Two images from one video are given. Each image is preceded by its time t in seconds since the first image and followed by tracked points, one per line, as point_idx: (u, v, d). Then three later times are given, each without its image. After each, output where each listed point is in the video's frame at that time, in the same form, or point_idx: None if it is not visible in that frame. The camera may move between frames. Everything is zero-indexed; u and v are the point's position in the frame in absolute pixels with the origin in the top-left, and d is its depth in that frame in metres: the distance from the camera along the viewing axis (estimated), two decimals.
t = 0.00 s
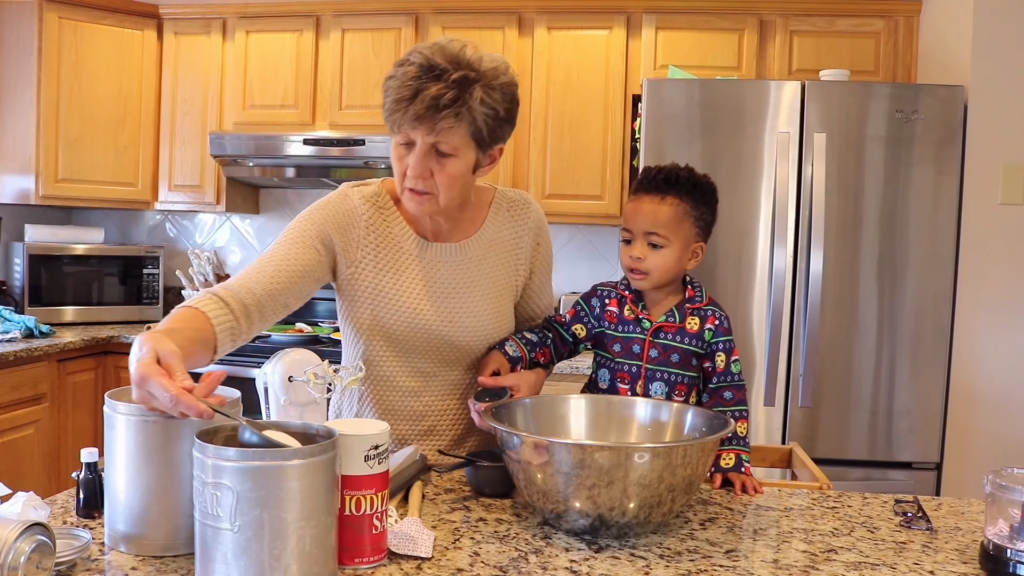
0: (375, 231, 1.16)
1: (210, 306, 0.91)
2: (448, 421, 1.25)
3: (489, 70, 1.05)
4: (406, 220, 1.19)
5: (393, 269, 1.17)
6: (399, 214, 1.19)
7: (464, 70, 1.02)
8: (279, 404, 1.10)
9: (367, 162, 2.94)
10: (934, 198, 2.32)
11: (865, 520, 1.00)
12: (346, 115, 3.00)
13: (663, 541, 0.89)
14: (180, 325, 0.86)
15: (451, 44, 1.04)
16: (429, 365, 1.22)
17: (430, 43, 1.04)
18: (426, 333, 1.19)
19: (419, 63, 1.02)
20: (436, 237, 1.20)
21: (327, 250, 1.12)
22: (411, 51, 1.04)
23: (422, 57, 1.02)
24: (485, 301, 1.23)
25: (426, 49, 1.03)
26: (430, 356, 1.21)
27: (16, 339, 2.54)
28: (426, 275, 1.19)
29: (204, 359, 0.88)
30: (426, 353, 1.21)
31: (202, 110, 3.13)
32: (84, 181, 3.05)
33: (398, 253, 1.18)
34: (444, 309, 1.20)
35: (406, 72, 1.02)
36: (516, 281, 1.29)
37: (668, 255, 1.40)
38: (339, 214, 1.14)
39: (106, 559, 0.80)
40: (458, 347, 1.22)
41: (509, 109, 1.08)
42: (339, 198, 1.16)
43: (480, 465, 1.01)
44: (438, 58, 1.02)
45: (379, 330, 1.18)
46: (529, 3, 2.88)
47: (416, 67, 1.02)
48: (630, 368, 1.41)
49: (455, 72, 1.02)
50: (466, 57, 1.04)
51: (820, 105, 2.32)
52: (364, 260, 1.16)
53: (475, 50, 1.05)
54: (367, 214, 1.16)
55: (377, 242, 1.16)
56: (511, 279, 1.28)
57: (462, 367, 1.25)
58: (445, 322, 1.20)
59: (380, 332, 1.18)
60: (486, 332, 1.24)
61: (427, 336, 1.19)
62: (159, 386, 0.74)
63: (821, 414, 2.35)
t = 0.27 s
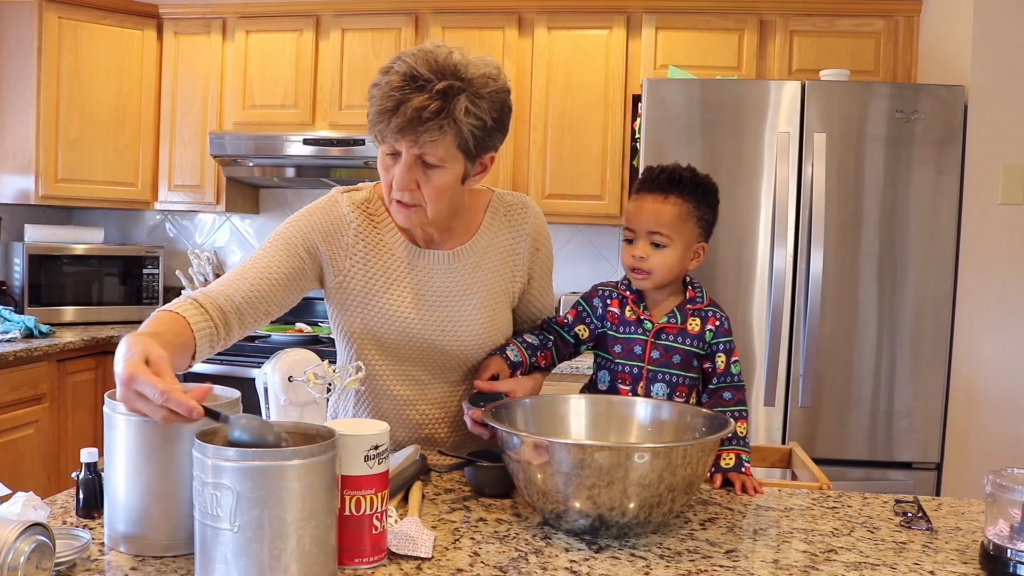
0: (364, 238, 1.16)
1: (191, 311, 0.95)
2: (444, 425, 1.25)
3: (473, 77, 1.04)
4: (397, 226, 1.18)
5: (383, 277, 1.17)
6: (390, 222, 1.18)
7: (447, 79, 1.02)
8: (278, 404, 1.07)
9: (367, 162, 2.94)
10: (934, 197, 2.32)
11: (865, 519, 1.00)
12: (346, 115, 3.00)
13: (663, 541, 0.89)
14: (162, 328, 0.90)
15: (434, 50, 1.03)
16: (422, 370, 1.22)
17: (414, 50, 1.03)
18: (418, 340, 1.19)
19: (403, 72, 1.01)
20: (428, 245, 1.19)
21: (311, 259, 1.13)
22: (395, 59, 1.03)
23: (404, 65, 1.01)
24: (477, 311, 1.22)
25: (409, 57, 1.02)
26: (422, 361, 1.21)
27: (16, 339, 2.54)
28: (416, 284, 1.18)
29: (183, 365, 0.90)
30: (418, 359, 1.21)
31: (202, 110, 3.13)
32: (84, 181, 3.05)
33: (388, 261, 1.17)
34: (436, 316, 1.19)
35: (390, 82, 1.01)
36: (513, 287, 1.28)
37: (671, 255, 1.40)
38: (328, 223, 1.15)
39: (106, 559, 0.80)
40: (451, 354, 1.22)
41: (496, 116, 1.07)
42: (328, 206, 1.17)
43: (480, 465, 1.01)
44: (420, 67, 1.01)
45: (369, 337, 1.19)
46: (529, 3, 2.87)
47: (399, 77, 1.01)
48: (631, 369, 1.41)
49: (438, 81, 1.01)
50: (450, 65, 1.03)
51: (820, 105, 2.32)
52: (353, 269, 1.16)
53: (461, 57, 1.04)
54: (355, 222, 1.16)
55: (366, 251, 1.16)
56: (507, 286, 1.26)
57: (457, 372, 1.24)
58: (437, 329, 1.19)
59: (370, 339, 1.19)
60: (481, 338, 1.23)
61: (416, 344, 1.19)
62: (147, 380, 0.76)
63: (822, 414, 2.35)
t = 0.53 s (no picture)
0: (365, 235, 1.17)
1: (204, 303, 0.97)
2: (445, 424, 1.25)
3: (484, 71, 1.04)
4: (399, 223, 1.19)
5: (385, 272, 1.17)
6: (393, 217, 1.19)
7: (459, 74, 1.02)
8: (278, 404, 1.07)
9: (367, 162, 2.94)
10: (934, 197, 2.32)
11: (865, 520, 1.00)
12: (346, 115, 3.00)
13: (663, 541, 0.89)
14: (181, 319, 0.91)
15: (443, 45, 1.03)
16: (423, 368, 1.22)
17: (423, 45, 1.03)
18: (419, 336, 1.19)
19: (414, 68, 1.01)
20: (430, 242, 1.20)
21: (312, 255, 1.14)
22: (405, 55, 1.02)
23: (415, 61, 1.01)
24: (479, 309, 1.22)
25: (419, 53, 1.01)
26: (424, 359, 1.21)
27: (16, 339, 2.54)
28: (417, 281, 1.18)
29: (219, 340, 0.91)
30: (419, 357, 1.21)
31: (202, 110, 3.13)
32: (85, 181, 3.05)
33: (390, 256, 1.18)
34: (437, 312, 1.19)
35: (401, 77, 1.00)
36: (516, 285, 1.27)
37: (672, 255, 1.41)
38: (330, 219, 1.16)
39: (106, 559, 0.80)
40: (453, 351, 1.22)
41: (506, 110, 1.08)
42: (331, 203, 1.18)
43: (480, 465, 1.01)
44: (432, 63, 1.01)
45: (370, 334, 1.19)
46: (529, 3, 2.88)
47: (411, 73, 1.01)
48: (633, 369, 1.41)
49: (451, 76, 1.01)
50: (461, 59, 1.03)
51: (820, 105, 2.32)
52: (354, 265, 1.17)
53: (469, 52, 1.04)
54: (357, 218, 1.17)
55: (367, 247, 1.17)
56: (509, 285, 1.26)
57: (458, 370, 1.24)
58: (438, 325, 1.19)
59: (371, 336, 1.19)
60: (482, 336, 1.23)
61: (417, 341, 1.19)
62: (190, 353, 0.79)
63: (822, 413, 2.35)
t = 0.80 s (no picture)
0: (379, 223, 1.18)
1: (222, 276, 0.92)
2: (447, 419, 1.24)
3: (509, 59, 1.07)
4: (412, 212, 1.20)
5: (396, 259, 1.18)
6: (407, 206, 1.20)
7: (487, 58, 1.04)
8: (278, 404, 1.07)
9: (367, 162, 2.94)
10: (934, 197, 2.32)
11: (865, 520, 1.00)
12: (346, 115, 3.00)
13: (663, 541, 0.89)
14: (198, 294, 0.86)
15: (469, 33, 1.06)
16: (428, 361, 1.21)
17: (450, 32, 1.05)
18: (427, 326, 1.20)
19: (442, 50, 1.03)
20: (443, 232, 1.21)
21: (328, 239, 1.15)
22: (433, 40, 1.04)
23: (444, 44, 1.03)
24: (487, 301, 1.23)
25: (447, 37, 1.04)
26: (430, 351, 1.21)
27: (16, 339, 2.54)
28: (428, 270, 1.19)
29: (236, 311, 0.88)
30: (426, 349, 1.20)
31: (202, 110, 3.13)
32: (85, 181, 3.05)
33: (403, 244, 1.19)
34: (446, 301, 1.20)
35: (430, 58, 1.02)
36: (523, 280, 1.28)
37: (673, 255, 1.40)
38: (346, 205, 1.17)
39: (106, 559, 0.80)
40: (459, 344, 1.22)
41: (528, 99, 1.10)
42: (348, 189, 1.19)
43: (480, 465, 1.01)
44: (460, 46, 1.03)
45: (379, 321, 1.19)
46: (529, 3, 2.88)
47: (438, 55, 1.02)
48: (633, 368, 1.41)
49: (478, 59, 1.03)
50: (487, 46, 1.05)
51: (820, 105, 2.32)
52: (367, 251, 1.18)
53: (493, 40, 1.07)
54: (371, 206, 1.18)
55: (381, 234, 1.18)
56: (517, 280, 1.27)
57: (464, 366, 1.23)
58: (447, 315, 1.20)
59: (380, 324, 1.19)
60: (489, 329, 1.23)
61: (426, 330, 1.20)
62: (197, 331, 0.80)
63: (821, 414, 2.35)
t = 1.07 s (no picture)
0: (393, 211, 1.19)
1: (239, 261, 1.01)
2: (448, 414, 1.22)
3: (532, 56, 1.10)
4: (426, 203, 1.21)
5: (408, 248, 1.19)
6: (422, 197, 1.22)
7: (515, 55, 1.07)
8: (278, 404, 1.07)
9: (367, 162, 2.94)
10: (934, 198, 2.32)
11: (865, 520, 1.00)
12: (346, 115, 3.00)
13: (663, 541, 0.89)
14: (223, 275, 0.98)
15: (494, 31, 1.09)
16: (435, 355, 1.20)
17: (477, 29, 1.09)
18: (435, 317, 1.20)
19: (471, 45, 1.06)
20: (454, 224, 1.22)
21: (342, 226, 1.17)
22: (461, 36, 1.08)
23: (473, 40, 1.06)
24: (494, 296, 1.23)
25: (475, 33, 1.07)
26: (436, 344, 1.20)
27: (16, 339, 2.54)
28: (438, 260, 1.20)
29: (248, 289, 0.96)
30: (432, 341, 1.20)
31: (202, 110, 3.13)
32: (85, 181, 3.05)
33: (416, 234, 1.20)
34: (454, 293, 1.21)
35: (460, 53, 1.05)
36: (530, 278, 1.28)
37: (673, 254, 1.41)
38: (362, 194, 1.19)
39: (106, 559, 0.80)
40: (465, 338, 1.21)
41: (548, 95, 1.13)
42: (366, 179, 1.21)
43: (480, 465, 1.01)
44: (488, 42, 1.07)
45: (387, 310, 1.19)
46: (529, 3, 2.88)
47: (468, 48, 1.06)
48: (632, 368, 1.41)
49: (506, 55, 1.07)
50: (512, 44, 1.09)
51: (820, 105, 2.32)
52: (379, 239, 1.19)
53: (519, 41, 1.10)
54: (386, 194, 1.20)
55: (394, 223, 1.19)
56: (524, 278, 1.27)
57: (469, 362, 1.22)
58: (454, 306, 1.20)
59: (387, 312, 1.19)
60: (495, 324, 1.23)
61: (433, 321, 1.20)
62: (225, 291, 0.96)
63: (822, 414, 2.35)
